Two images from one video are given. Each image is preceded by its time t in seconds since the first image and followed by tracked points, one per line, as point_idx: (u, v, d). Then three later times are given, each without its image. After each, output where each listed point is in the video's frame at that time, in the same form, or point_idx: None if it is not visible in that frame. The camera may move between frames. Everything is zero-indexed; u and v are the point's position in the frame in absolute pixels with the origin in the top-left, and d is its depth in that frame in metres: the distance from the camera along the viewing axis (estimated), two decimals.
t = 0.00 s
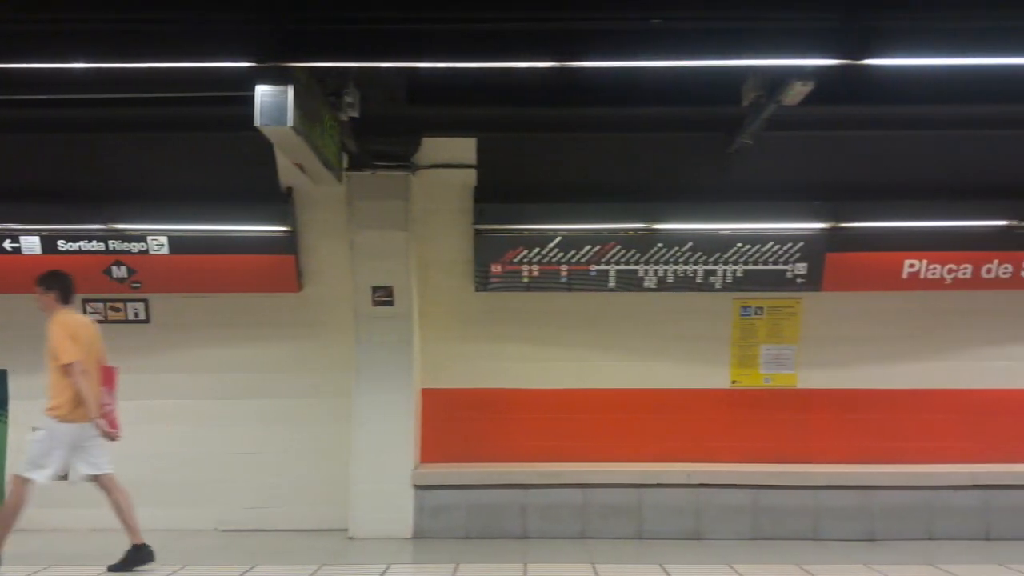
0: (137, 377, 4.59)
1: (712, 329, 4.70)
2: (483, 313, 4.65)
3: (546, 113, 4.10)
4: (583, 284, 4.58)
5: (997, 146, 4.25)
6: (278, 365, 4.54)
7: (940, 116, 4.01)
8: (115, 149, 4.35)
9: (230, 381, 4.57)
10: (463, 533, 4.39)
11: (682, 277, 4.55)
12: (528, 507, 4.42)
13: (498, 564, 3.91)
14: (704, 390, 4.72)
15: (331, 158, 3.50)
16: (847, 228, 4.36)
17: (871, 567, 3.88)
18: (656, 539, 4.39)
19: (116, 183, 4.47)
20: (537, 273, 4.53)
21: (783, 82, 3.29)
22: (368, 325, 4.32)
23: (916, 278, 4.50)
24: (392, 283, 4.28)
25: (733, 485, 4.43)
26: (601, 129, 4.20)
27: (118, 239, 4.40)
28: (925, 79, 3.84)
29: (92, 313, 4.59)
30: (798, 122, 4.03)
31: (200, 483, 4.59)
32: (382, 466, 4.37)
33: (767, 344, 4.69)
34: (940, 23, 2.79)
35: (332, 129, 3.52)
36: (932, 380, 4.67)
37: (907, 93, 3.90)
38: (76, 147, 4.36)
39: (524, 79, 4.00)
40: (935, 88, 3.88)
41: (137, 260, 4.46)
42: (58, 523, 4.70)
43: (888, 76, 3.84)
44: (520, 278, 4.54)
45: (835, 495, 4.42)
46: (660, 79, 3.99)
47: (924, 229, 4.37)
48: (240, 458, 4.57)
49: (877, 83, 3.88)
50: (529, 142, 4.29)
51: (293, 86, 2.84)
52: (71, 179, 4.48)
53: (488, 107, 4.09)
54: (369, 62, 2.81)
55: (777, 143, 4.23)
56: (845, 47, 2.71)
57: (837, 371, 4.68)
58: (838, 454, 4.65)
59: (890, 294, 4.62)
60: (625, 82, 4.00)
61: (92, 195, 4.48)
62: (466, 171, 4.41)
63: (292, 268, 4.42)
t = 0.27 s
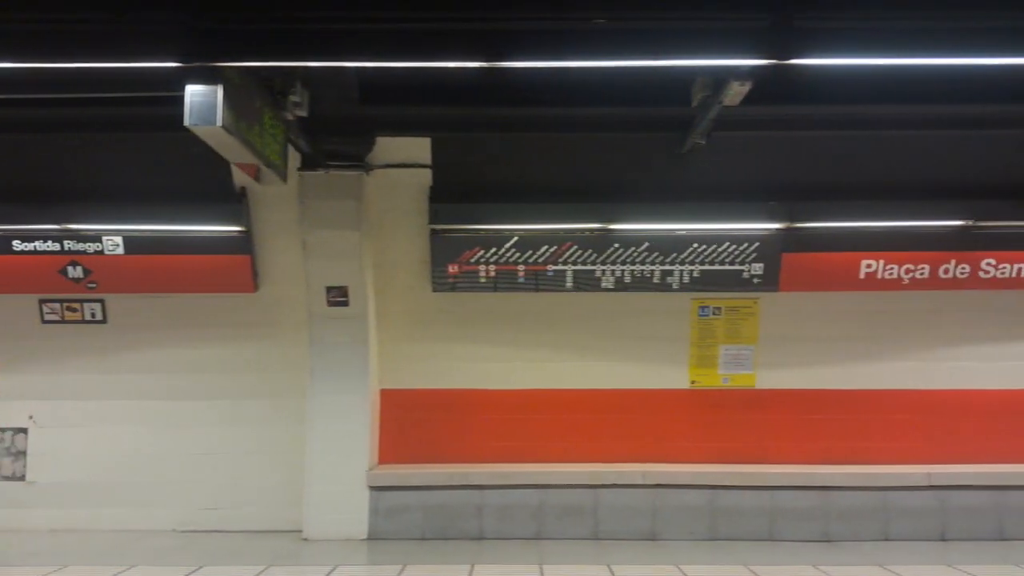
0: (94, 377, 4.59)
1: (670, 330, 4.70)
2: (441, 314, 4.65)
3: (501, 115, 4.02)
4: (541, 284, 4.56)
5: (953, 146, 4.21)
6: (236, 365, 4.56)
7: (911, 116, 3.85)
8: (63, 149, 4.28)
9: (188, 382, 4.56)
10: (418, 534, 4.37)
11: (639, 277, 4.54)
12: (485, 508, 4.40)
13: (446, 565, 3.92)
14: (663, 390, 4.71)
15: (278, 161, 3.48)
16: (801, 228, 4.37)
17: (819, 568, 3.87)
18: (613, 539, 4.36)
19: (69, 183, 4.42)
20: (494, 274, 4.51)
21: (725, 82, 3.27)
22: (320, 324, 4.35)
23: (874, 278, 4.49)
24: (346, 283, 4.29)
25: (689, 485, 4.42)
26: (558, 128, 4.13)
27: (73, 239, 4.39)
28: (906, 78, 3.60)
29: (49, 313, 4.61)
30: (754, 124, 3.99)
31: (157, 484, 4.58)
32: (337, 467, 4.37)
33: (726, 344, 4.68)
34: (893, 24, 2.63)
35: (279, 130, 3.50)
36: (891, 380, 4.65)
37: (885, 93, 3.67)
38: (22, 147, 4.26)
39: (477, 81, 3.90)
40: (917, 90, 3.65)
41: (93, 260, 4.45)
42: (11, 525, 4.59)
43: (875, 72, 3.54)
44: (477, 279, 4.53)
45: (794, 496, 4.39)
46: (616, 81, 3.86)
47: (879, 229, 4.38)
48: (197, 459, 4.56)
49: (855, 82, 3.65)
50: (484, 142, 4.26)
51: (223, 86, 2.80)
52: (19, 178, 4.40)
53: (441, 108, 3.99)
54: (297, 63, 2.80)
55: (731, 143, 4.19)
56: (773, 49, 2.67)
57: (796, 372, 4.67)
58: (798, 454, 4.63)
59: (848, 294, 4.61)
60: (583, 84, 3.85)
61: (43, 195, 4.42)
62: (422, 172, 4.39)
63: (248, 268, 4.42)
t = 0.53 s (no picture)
0: (59, 377, 4.60)
1: (634, 330, 4.72)
2: (405, 313, 4.64)
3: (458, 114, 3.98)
4: (504, 284, 4.57)
5: (911, 146, 4.23)
6: (201, 365, 4.59)
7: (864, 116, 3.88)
8: (25, 150, 4.29)
9: (153, 382, 4.59)
10: (380, 533, 4.38)
11: (602, 277, 4.55)
12: (446, 507, 4.40)
13: (401, 565, 3.93)
14: (627, 390, 4.72)
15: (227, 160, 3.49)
16: (761, 228, 4.39)
17: (772, 567, 3.88)
18: (573, 539, 4.37)
19: (31, 183, 4.43)
20: (458, 274, 4.52)
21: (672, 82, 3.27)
22: (281, 325, 4.37)
23: (834, 278, 4.51)
24: (306, 283, 4.30)
25: (649, 484, 4.43)
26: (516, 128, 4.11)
27: (37, 239, 4.40)
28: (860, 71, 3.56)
29: (14, 313, 4.63)
30: (710, 125, 3.99)
31: (122, 483, 4.60)
32: (297, 467, 4.36)
33: (689, 344, 4.70)
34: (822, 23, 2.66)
35: (228, 130, 3.51)
36: (854, 380, 4.66)
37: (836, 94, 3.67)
38: None
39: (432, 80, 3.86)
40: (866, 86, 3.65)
41: (56, 260, 4.46)
42: None
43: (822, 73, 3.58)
44: (440, 279, 4.53)
45: (753, 495, 4.41)
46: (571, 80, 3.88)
47: (839, 229, 4.39)
48: (162, 459, 4.58)
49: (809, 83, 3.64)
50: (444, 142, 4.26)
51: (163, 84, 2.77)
52: None
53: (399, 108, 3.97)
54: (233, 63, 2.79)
55: (690, 143, 4.22)
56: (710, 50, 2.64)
57: (760, 371, 4.69)
58: (761, 454, 4.64)
59: (810, 294, 4.64)
60: (539, 83, 3.87)
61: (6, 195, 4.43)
62: (383, 171, 4.40)
63: (212, 268, 4.45)
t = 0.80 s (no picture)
0: (25, 377, 4.59)
1: (600, 330, 4.72)
2: (371, 313, 4.65)
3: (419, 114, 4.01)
4: (470, 284, 4.56)
5: (875, 146, 4.21)
6: (167, 364, 4.57)
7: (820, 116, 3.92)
8: None
9: (118, 381, 4.57)
10: (345, 533, 4.37)
11: (568, 277, 4.55)
12: (411, 507, 4.41)
13: (361, 565, 3.92)
14: (595, 390, 4.71)
15: (181, 159, 3.48)
16: (724, 228, 4.41)
17: (730, 567, 3.87)
18: (537, 538, 4.37)
19: None
20: (425, 273, 4.51)
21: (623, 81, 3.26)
22: (246, 324, 4.39)
23: (800, 278, 4.51)
24: (270, 283, 4.31)
25: (614, 484, 4.43)
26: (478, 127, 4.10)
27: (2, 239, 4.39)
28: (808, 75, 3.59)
29: None
30: (671, 125, 3.99)
31: (88, 483, 4.57)
32: (263, 466, 4.38)
33: (656, 343, 4.69)
34: (762, 24, 2.67)
35: (181, 128, 3.49)
36: (821, 380, 4.65)
37: (789, 94, 3.67)
38: None
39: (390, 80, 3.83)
40: (819, 87, 3.64)
41: (21, 260, 4.44)
42: None
43: (780, 76, 3.56)
44: (406, 278, 4.53)
45: (717, 494, 4.41)
46: (529, 78, 3.84)
47: (803, 229, 4.40)
48: (128, 459, 4.56)
49: (765, 84, 3.64)
50: (407, 142, 4.26)
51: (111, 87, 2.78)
52: None
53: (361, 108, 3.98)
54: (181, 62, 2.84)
55: (652, 143, 4.24)
56: (646, 47, 2.68)
57: (727, 371, 4.68)
58: (728, 454, 4.64)
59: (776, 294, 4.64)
60: (500, 83, 3.87)
61: None
62: (349, 171, 4.43)
63: (177, 267, 4.44)
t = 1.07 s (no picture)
0: None
1: (572, 329, 4.69)
2: (342, 313, 4.65)
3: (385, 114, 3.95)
4: (441, 284, 4.55)
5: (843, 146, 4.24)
6: (139, 364, 4.58)
7: (792, 116, 3.91)
8: None
9: (90, 381, 4.57)
10: (314, 533, 4.37)
11: (539, 277, 4.54)
12: (381, 508, 4.40)
13: (325, 565, 3.91)
14: (567, 390, 4.68)
15: (143, 158, 3.47)
16: (695, 228, 4.42)
17: (694, 567, 3.85)
18: (507, 538, 4.36)
19: None
20: (395, 273, 4.51)
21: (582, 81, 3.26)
22: (217, 324, 4.41)
23: (770, 277, 4.52)
24: (239, 282, 4.35)
25: (585, 484, 4.43)
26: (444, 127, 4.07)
27: None
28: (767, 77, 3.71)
29: None
30: (639, 125, 3.97)
31: (60, 483, 4.56)
32: (232, 466, 4.37)
33: (628, 343, 4.68)
34: (718, 23, 2.66)
35: (143, 127, 3.48)
36: (792, 380, 4.65)
37: (750, 94, 3.77)
38: None
39: (360, 80, 3.86)
40: (774, 87, 3.75)
41: None
42: None
43: (736, 75, 3.68)
44: (376, 279, 4.52)
45: (686, 494, 4.41)
46: (495, 78, 3.84)
47: (773, 229, 4.41)
48: (100, 459, 4.56)
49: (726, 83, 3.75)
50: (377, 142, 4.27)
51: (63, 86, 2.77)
52: None
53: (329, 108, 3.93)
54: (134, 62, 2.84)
55: (621, 144, 4.26)
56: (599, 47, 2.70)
57: (699, 371, 4.67)
58: (701, 454, 4.62)
59: (748, 294, 4.64)
60: (466, 83, 3.87)
61: None
62: (318, 171, 4.43)
63: (147, 267, 4.44)
